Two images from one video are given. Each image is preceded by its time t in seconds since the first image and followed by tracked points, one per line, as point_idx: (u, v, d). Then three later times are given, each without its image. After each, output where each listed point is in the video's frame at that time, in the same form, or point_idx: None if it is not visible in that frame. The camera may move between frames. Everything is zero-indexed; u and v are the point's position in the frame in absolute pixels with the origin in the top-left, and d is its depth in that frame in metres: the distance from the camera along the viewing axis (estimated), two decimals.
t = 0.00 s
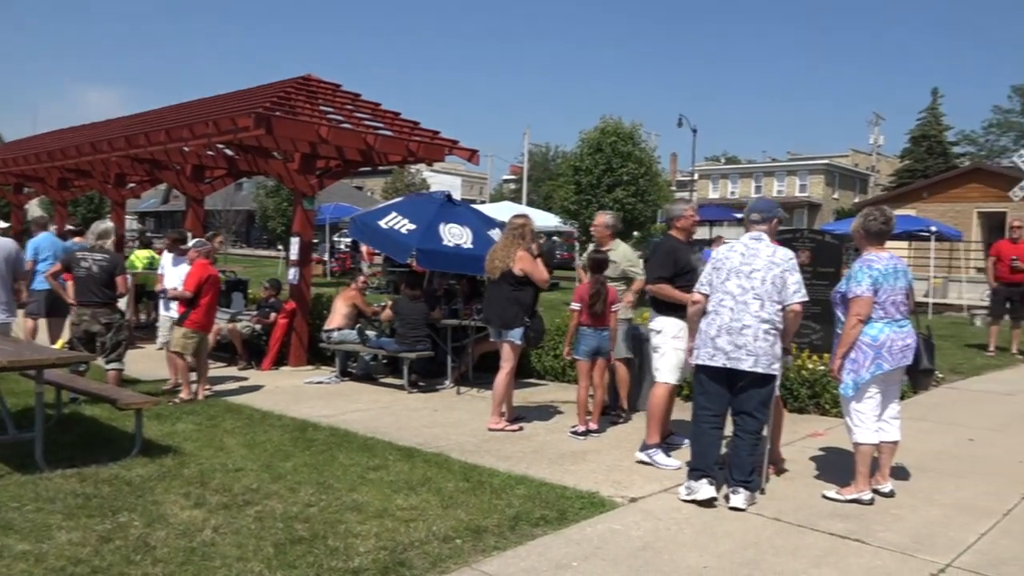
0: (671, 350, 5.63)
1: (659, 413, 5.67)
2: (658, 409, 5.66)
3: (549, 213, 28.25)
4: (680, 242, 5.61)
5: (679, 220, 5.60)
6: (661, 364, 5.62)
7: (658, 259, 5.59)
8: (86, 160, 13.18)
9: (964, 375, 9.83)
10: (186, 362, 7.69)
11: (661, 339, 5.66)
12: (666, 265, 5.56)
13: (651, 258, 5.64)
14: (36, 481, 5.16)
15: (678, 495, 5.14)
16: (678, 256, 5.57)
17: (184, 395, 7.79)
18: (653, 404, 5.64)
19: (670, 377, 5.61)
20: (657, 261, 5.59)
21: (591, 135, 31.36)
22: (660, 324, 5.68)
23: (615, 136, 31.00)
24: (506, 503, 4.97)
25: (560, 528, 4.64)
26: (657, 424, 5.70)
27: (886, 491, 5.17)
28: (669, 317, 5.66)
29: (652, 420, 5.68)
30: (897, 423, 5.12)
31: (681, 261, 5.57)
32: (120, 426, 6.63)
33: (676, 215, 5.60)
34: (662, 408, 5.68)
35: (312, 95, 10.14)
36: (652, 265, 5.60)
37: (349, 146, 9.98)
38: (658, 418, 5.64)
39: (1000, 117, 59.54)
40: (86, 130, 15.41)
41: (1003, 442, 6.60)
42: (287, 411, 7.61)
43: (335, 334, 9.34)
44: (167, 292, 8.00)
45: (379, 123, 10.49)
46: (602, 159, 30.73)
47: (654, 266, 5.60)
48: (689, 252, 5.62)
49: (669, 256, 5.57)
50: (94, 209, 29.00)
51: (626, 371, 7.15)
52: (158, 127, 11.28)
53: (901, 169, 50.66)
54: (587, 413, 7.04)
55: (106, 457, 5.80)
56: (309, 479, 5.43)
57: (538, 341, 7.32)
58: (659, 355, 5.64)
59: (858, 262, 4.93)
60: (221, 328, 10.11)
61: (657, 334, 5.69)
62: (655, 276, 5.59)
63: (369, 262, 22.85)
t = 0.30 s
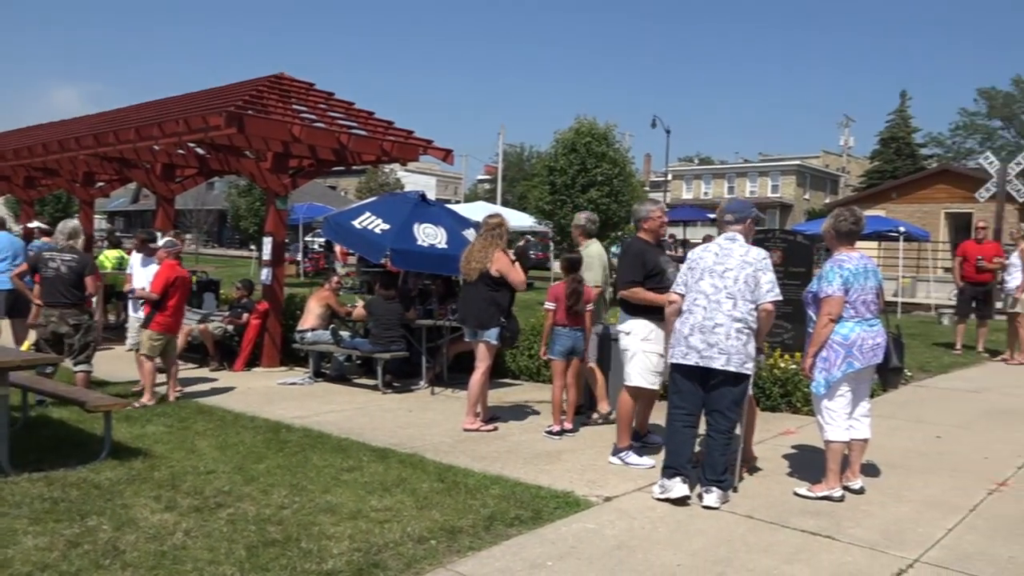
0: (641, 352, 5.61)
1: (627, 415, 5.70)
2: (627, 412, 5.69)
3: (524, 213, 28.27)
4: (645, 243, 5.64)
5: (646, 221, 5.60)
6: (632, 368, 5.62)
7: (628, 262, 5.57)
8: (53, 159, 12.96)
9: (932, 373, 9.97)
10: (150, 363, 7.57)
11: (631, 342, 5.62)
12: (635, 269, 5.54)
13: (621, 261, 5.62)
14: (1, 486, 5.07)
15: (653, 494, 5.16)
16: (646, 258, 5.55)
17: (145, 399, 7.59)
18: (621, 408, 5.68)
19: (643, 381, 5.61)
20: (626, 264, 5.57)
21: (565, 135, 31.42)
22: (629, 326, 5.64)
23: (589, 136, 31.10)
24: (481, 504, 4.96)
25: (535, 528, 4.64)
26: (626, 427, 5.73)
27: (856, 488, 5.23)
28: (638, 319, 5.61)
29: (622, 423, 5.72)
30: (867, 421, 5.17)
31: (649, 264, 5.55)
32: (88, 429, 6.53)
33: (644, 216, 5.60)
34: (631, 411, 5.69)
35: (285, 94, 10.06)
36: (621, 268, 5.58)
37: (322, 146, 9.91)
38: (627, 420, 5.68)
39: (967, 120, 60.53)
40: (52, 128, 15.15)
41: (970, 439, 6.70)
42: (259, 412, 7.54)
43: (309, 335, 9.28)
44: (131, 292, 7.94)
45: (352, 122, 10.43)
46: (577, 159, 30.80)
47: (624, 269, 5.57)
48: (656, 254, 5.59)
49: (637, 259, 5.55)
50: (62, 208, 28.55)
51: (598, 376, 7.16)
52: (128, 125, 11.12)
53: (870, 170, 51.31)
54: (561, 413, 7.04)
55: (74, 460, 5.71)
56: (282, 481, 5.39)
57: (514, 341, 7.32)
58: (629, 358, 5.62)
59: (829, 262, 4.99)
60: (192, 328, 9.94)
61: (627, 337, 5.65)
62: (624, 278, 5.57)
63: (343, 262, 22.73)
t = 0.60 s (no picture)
0: (612, 352, 5.62)
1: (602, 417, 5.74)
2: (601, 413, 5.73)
3: (501, 213, 28.27)
4: (618, 244, 5.61)
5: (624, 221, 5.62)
6: (603, 368, 5.63)
7: (601, 263, 5.55)
8: (22, 157, 12.76)
9: (904, 372, 10.08)
10: (121, 365, 7.48)
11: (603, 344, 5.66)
12: (610, 272, 5.52)
13: (595, 263, 5.60)
14: None
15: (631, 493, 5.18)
16: (620, 260, 5.53)
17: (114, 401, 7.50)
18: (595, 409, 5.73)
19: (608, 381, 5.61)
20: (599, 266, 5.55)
21: (542, 136, 31.47)
22: (602, 328, 5.67)
23: (566, 137, 31.17)
24: (458, 504, 4.95)
25: (512, 528, 4.64)
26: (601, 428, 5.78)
27: (829, 486, 5.28)
28: (609, 322, 5.66)
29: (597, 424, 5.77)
30: (842, 419, 5.22)
31: (623, 267, 5.54)
32: (59, 432, 6.43)
33: (620, 215, 5.62)
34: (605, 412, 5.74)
35: (260, 93, 9.98)
36: (595, 271, 5.56)
37: (297, 145, 9.85)
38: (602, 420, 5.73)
39: (937, 122, 61.37)
40: (22, 126, 14.92)
41: (940, 437, 6.79)
42: (234, 414, 7.48)
43: (284, 336, 9.22)
44: (99, 292, 7.84)
45: (328, 122, 10.37)
46: (554, 159, 30.86)
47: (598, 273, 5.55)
48: (628, 254, 5.58)
49: (610, 261, 5.53)
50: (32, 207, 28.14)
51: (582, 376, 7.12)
52: (99, 123, 10.97)
53: (843, 171, 51.86)
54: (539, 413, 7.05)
55: (45, 464, 5.62)
56: (257, 483, 5.34)
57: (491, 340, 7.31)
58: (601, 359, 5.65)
59: (805, 262, 5.03)
60: (165, 329, 9.80)
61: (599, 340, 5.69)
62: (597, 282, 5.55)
63: (319, 262, 22.61)
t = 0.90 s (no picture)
0: (595, 353, 5.63)
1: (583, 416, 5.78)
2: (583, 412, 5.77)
3: (481, 213, 28.26)
4: (598, 246, 5.58)
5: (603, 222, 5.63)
6: (586, 369, 5.65)
7: (582, 266, 5.55)
8: None
9: (880, 371, 10.18)
10: (97, 366, 7.39)
11: (584, 345, 5.67)
12: (591, 275, 5.52)
13: (575, 266, 5.60)
14: None
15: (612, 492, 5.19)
16: (600, 263, 5.53)
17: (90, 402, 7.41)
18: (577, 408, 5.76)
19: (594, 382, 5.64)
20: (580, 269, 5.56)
21: (523, 136, 31.51)
22: (584, 328, 5.67)
23: (546, 137, 31.22)
24: (438, 505, 4.94)
25: (492, 528, 4.63)
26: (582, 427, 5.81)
27: (807, 484, 5.31)
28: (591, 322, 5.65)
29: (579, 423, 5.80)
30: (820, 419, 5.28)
31: (603, 269, 5.53)
32: (33, 434, 6.35)
33: (600, 216, 5.64)
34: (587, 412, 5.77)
35: (238, 91, 9.90)
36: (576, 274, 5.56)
37: (276, 144, 9.78)
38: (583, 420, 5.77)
39: (912, 123, 62.07)
40: None
41: (915, 435, 6.86)
42: (211, 415, 7.41)
43: (263, 336, 9.15)
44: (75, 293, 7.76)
45: (307, 121, 10.31)
46: (534, 159, 30.91)
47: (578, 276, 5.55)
48: (609, 255, 5.55)
49: (591, 263, 5.53)
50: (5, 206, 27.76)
51: (563, 375, 7.12)
52: (74, 122, 10.85)
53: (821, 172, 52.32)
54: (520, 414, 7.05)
55: (18, 467, 5.54)
56: (236, 484, 5.30)
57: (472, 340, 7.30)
58: (583, 360, 5.67)
59: (777, 261, 5.09)
60: (141, 330, 9.70)
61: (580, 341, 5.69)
62: (578, 285, 5.55)
63: (299, 262, 22.50)
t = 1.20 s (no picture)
0: (577, 353, 5.64)
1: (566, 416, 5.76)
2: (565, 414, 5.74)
3: (466, 213, 28.22)
4: (583, 244, 5.60)
5: (590, 221, 5.63)
6: (568, 369, 5.66)
7: (569, 266, 5.55)
8: None
9: (862, 370, 10.26)
10: (81, 367, 7.31)
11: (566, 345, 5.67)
12: (578, 275, 5.53)
13: (562, 265, 5.59)
14: None
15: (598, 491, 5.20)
16: (587, 263, 5.54)
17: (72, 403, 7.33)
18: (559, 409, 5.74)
19: (574, 381, 5.66)
20: (567, 269, 5.55)
21: (507, 136, 31.50)
22: (567, 327, 5.67)
23: (531, 137, 31.22)
24: (423, 505, 4.92)
25: (476, 529, 4.63)
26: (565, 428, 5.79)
27: (790, 482, 5.35)
28: (573, 321, 5.66)
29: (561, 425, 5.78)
30: (805, 418, 5.28)
31: (590, 269, 5.55)
32: (12, 437, 6.27)
33: (587, 216, 5.63)
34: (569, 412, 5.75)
35: (220, 90, 9.84)
36: (563, 274, 5.55)
37: (258, 144, 9.73)
38: (565, 420, 5.75)
39: (893, 125, 62.53)
40: None
41: (897, 433, 6.92)
42: (194, 416, 7.36)
43: (246, 337, 9.10)
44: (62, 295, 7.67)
45: (290, 121, 10.26)
46: (519, 159, 30.91)
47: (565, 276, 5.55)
48: (594, 253, 5.58)
49: (579, 263, 5.54)
50: None
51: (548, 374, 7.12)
52: (54, 120, 10.74)
53: (803, 172, 52.65)
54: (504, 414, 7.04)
55: None
56: (219, 486, 5.27)
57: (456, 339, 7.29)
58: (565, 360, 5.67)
59: (750, 261, 5.24)
60: (122, 331, 9.62)
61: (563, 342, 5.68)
62: (563, 284, 5.57)
63: (282, 262, 22.38)
